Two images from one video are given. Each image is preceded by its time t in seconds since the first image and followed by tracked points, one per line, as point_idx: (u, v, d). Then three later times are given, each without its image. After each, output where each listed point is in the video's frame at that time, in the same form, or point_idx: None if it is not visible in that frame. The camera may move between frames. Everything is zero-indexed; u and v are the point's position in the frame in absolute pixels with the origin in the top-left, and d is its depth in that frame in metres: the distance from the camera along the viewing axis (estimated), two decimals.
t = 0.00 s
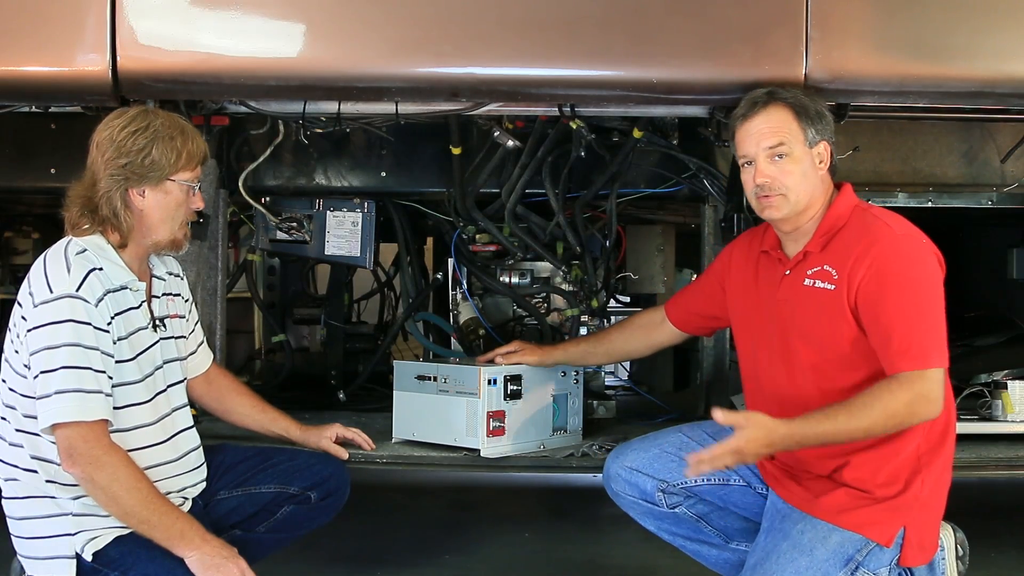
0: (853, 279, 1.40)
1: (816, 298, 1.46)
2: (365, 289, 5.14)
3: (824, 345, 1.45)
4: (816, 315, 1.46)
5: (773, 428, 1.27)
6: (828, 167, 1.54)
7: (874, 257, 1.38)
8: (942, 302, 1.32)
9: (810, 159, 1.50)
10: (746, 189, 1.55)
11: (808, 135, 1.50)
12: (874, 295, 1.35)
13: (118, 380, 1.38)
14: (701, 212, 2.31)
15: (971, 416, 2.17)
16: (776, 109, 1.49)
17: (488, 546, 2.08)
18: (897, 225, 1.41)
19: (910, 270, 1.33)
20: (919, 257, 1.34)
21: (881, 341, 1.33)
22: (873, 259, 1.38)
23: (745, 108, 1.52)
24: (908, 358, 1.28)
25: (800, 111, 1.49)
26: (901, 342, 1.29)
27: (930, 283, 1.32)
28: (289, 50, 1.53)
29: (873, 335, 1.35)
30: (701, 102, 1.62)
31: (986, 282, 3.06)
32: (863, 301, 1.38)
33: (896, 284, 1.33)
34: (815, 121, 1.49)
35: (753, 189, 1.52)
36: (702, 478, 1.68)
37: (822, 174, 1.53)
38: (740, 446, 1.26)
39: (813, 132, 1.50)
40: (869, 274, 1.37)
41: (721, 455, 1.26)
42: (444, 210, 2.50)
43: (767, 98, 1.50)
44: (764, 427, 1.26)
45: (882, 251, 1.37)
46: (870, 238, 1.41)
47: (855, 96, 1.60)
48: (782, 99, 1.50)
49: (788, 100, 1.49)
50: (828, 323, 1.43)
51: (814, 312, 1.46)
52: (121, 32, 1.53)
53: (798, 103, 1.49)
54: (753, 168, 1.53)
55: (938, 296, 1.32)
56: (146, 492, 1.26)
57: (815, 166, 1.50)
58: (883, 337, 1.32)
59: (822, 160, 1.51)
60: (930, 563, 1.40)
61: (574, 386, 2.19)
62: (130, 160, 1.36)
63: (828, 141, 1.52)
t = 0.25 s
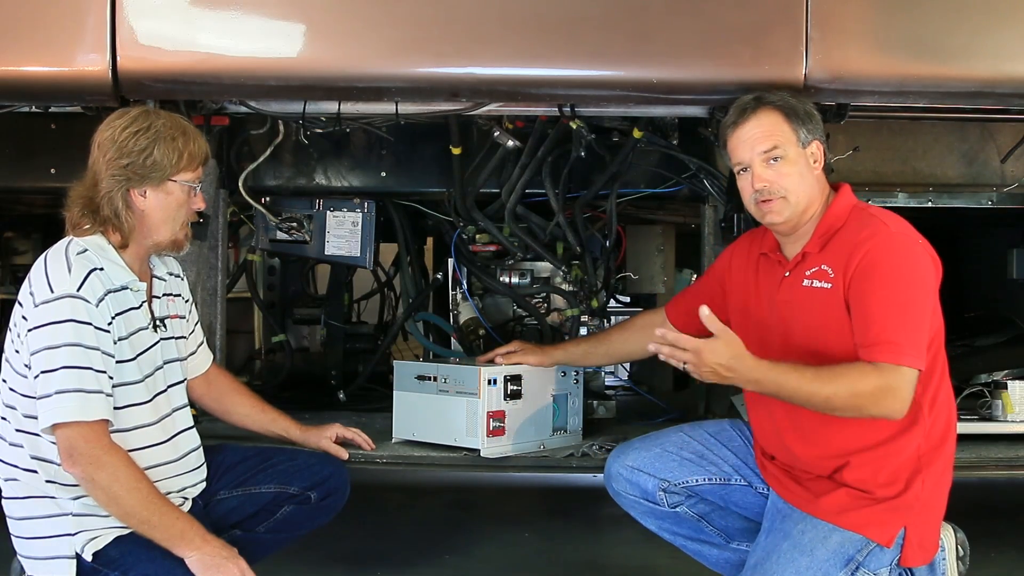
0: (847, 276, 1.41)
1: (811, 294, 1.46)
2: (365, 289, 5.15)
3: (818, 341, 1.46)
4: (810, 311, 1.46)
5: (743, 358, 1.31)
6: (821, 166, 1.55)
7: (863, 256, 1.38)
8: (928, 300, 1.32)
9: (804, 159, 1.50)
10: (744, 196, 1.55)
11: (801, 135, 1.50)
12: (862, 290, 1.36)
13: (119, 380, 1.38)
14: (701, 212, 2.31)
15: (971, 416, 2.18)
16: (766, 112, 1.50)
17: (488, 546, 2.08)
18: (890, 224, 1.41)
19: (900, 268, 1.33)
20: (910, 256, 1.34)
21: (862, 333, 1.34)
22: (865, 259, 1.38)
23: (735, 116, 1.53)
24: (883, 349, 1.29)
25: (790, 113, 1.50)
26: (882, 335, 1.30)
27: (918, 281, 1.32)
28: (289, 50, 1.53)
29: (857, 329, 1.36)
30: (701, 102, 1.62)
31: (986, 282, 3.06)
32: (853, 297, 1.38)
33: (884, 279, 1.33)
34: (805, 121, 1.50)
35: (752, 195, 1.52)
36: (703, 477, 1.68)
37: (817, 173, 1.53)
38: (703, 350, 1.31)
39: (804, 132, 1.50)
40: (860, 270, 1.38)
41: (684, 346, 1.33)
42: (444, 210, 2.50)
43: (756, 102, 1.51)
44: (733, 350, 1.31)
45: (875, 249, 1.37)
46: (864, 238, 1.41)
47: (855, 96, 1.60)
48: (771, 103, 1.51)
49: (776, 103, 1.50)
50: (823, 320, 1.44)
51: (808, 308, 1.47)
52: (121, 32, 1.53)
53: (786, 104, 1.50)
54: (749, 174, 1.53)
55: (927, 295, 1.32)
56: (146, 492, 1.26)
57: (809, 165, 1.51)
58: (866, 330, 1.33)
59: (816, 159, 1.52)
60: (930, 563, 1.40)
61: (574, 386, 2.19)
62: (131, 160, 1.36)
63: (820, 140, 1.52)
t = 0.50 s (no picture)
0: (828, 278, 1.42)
1: (794, 294, 1.48)
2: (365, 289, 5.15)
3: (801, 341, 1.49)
4: (796, 312, 1.48)
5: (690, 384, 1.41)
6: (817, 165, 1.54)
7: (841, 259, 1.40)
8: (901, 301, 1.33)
9: (798, 158, 1.50)
10: (740, 197, 1.55)
11: (795, 135, 1.50)
12: (834, 294, 1.38)
13: (120, 380, 1.38)
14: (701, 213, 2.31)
15: (971, 416, 2.18)
16: (758, 113, 1.50)
17: (488, 546, 2.08)
18: (874, 224, 1.41)
19: (874, 272, 1.34)
20: (890, 257, 1.35)
21: (834, 338, 1.36)
22: (847, 260, 1.39)
23: (728, 118, 1.53)
24: (841, 354, 1.32)
25: (782, 113, 1.50)
26: (844, 340, 1.33)
27: (889, 285, 1.33)
28: (289, 50, 1.53)
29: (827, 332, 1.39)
30: (701, 102, 1.62)
31: (986, 282, 3.06)
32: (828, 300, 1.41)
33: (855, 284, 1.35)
34: (799, 120, 1.49)
35: (747, 195, 1.52)
36: (704, 477, 1.68)
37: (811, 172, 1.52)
38: (659, 386, 1.42)
39: (798, 131, 1.50)
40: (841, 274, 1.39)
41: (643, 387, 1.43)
42: (443, 210, 2.50)
43: (747, 105, 1.51)
44: (683, 378, 1.41)
45: (856, 252, 1.38)
46: (848, 239, 1.41)
47: (855, 96, 1.60)
48: (763, 103, 1.51)
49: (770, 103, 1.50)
50: (808, 322, 1.46)
51: (792, 308, 1.49)
52: (121, 32, 1.53)
53: (779, 104, 1.50)
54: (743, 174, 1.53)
55: (901, 296, 1.33)
56: (146, 492, 1.25)
57: (803, 165, 1.50)
58: (837, 335, 1.35)
59: (810, 158, 1.51)
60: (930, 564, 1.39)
61: (574, 386, 2.19)
62: (132, 160, 1.36)
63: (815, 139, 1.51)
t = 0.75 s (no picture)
0: (831, 283, 1.40)
1: (800, 302, 1.46)
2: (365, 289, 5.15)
3: (813, 351, 1.46)
4: (796, 316, 1.47)
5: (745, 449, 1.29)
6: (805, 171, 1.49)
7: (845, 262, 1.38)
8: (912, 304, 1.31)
9: (775, 168, 1.47)
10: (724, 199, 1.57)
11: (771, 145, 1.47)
12: (846, 300, 1.36)
13: (120, 380, 1.38)
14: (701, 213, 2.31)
15: (970, 416, 2.18)
16: (734, 122, 1.49)
17: (487, 546, 2.08)
18: (872, 225, 1.41)
19: (883, 274, 1.32)
20: (895, 259, 1.34)
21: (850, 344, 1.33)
22: (849, 262, 1.38)
23: (712, 125, 1.54)
24: (871, 361, 1.29)
25: (760, 121, 1.47)
26: (869, 348, 1.29)
27: (900, 284, 1.31)
28: (289, 50, 1.53)
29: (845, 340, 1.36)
30: (701, 102, 1.61)
31: (986, 282, 3.06)
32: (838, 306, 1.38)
33: (868, 287, 1.33)
34: (776, 129, 1.46)
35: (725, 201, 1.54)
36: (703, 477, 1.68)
37: (793, 181, 1.48)
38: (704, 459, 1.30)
39: (775, 141, 1.46)
40: (845, 278, 1.37)
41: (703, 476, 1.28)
42: (443, 210, 2.50)
43: (727, 112, 1.51)
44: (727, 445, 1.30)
45: (859, 254, 1.37)
46: (848, 240, 1.40)
47: (855, 96, 1.60)
48: (745, 109, 1.49)
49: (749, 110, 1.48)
50: (808, 325, 1.45)
51: (798, 316, 1.47)
52: (121, 32, 1.53)
53: (758, 112, 1.47)
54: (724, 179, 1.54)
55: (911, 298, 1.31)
56: (146, 492, 1.25)
57: (781, 174, 1.47)
58: (853, 342, 1.33)
59: (790, 168, 1.48)
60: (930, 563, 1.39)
61: (574, 386, 2.19)
62: (133, 160, 1.36)
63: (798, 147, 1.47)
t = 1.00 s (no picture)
0: (841, 286, 1.39)
1: (809, 306, 1.45)
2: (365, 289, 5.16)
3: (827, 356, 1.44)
4: (800, 318, 1.47)
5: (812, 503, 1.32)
6: (793, 179, 1.47)
7: (857, 265, 1.38)
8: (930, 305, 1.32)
9: (757, 177, 1.47)
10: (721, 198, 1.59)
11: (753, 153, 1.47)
12: (861, 303, 1.35)
13: (121, 380, 1.38)
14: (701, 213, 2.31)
15: (970, 416, 2.18)
16: (722, 128, 1.50)
17: (487, 546, 2.08)
18: (880, 227, 1.41)
19: (897, 274, 1.32)
20: (907, 260, 1.34)
21: (871, 348, 1.33)
22: (859, 264, 1.37)
23: (709, 126, 1.56)
24: (899, 365, 1.28)
25: (744, 129, 1.46)
26: (894, 352, 1.29)
27: (915, 284, 1.32)
28: (289, 50, 1.53)
29: (864, 344, 1.35)
30: (701, 102, 1.62)
31: (986, 282, 3.06)
32: (852, 310, 1.37)
33: (884, 289, 1.32)
34: (759, 138, 1.45)
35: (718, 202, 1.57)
36: (704, 478, 1.69)
37: (778, 189, 1.47)
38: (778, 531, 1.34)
39: (756, 150, 1.46)
40: (856, 280, 1.37)
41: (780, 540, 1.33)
42: (443, 210, 2.50)
43: (718, 117, 1.51)
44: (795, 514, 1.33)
45: (870, 256, 1.36)
46: (857, 242, 1.40)
47: (855, 96, 1.60)
48: (733, 114, 1.49)
49: (737, 116, 1.48)
50: (814, 328, 1.44)
51: (807, 321, 1.45)
52: (121, 32, 1.53)
53: (743, 120, 1.47)
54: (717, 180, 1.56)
55: (926, 299, 1.32)
56: (146, 492, 1.25)
57: (764, 183, 1.47)
58: (873, 345, 1.32)
59: (774, 177, 1.46)
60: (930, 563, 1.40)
61: (574, 386, 2.19)
62: (133, 159, 1.36)
63: (783, 156, 1.45)
